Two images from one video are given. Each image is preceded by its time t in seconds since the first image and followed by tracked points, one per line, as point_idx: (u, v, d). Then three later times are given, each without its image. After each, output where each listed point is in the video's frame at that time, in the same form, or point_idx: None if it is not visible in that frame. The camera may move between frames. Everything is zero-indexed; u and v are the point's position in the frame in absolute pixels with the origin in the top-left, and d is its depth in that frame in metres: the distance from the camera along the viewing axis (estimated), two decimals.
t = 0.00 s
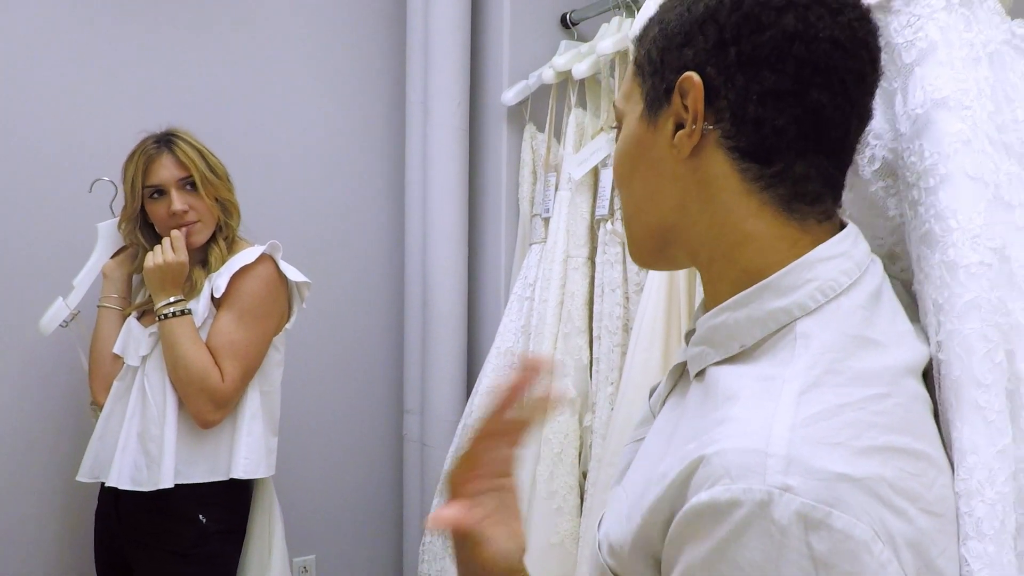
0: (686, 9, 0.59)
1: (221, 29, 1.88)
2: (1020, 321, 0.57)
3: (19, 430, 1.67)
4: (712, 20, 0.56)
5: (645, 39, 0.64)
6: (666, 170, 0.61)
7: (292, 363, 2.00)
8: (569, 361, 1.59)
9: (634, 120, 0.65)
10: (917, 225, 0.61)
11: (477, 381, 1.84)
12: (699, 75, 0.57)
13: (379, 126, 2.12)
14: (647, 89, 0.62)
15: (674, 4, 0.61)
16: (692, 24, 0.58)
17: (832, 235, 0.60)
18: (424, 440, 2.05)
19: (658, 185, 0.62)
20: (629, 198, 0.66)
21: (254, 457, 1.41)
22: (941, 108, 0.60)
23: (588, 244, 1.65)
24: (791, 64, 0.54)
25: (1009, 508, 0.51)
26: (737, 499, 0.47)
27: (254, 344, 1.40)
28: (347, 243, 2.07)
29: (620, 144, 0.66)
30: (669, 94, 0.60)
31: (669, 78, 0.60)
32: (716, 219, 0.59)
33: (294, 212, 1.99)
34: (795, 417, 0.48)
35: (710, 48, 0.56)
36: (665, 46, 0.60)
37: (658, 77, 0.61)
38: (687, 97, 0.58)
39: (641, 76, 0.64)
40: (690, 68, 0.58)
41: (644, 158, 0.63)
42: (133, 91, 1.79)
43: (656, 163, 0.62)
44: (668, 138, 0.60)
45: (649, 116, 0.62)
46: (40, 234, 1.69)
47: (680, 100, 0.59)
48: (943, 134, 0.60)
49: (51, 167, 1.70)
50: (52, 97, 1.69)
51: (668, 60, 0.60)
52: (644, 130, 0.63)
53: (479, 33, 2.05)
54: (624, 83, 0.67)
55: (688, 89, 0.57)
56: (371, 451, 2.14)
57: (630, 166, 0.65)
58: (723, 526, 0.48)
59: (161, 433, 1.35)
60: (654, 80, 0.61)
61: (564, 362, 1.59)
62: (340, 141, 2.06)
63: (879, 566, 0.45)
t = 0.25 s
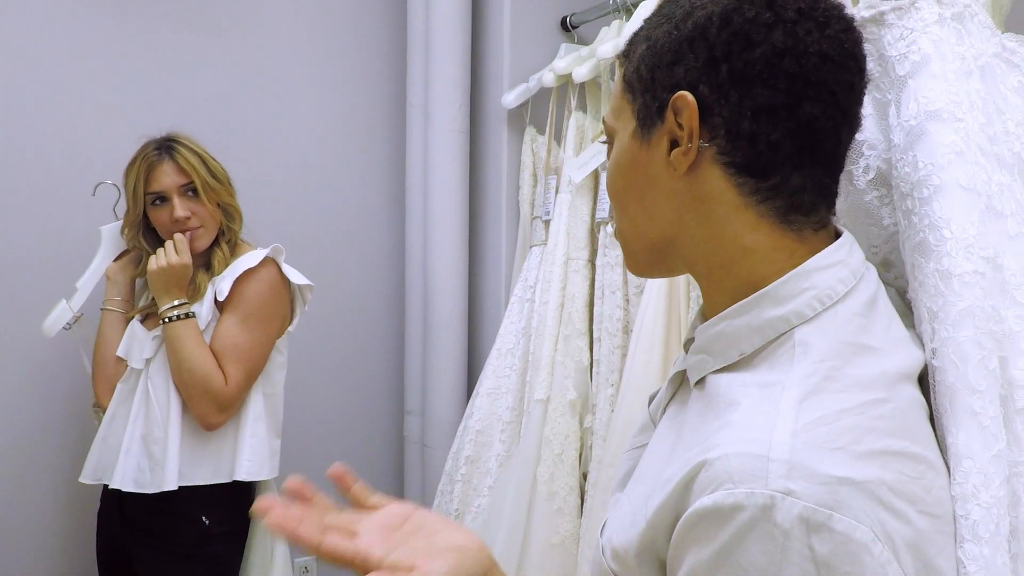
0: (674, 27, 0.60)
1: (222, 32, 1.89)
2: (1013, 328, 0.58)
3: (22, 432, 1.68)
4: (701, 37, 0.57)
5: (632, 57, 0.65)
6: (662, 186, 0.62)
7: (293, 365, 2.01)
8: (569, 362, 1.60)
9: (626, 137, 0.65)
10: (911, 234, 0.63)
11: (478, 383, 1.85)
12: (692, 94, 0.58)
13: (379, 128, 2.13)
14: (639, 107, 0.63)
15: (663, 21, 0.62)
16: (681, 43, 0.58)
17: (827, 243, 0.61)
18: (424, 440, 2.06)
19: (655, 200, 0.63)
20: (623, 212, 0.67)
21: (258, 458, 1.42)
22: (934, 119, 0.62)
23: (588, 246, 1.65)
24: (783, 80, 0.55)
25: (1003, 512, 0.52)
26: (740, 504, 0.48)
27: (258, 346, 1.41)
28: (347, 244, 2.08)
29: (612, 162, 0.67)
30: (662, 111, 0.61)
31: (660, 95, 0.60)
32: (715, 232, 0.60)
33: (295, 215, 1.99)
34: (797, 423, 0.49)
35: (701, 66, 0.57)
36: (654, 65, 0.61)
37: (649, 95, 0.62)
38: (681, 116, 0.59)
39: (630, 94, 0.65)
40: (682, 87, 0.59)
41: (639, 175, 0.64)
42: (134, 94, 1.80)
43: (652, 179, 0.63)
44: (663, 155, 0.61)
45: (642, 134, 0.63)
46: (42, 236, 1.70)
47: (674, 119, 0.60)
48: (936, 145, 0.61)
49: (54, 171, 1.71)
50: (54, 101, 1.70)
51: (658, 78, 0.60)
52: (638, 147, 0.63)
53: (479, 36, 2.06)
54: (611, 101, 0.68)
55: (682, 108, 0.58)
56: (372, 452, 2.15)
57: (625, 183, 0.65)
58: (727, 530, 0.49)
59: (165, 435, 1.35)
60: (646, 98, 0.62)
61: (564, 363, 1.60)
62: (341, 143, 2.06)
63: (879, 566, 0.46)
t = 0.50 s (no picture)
0: (679, 31, 0.60)
1: (223, 33, 1.90)
2: (1012, 329, 0.59)
3: (22, 433, 1.68)
4: (707, 41, 0.58)
5: (637, 61, 0.66)
6: (667, 189, 0.63)
7: (294, 365, 2.01)
8: (569, 363, 1.60)
9: (631, 140, 0.66)
10: (913, 236, 0.63)
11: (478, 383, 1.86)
12: (698, 95, 0.59)
13: (380, 128, 2.13)
14: (643, 109, 0.64)
15: (668, 25, 0.63)
16: (687, 46, 0.59)
17: (830, 245, 0.62)
18: (425, 440, 2.06)
19: (659, 203, 0.64)
20: (627, 215, 0.67)
21: (259, 459, 1.42)
22: (935, 122, 0.63)
23: (588, 247, 1.66)
24: (787, 82, 0.56)
25: (1003, 511, 0.53)
26: (745, 506, 0.49)
27: (260, 347, 1.41)
28: (348, 245, 2.09)
29: (617, 164, 0.67)
30: (667, 114, 0.61)
31: (665, 98, 0.61)
32: (719, 234, 0.61)
33: (296, 215, 2.00)
34: (800, 425, 0.49)
35: (707, 69, 0.58)
36: (659, 68, 0.62)
37: (654, 98, 0.62)
38: (687, 118, 0.59)
39: (634, 97, 0.65)
40: (688, 88, 0.59)
41: (644, 178, 0.64)
42: (135, 94, 1.80)
43: (657, 182, 0.63)
44: (668, 158, 0.62)
45: (646, 136, 0.63)
46: (43, 237, 1.70)
47: (679, 121, 0.60)
48: (937, 148, 0.62)
49: (55, 171, 1.71)
50: (55, 101, 1.71)
51: (664, 80, 0.61)
52: (642, 150, 0.64)
53: (479, 37, 2.06)
54: (616, 103, 0.69)
55: (688, 110, 0.59)
56: (372, 452, 2.15)
57: (629, 186, 0.66)
58: (731, 531, 0.50)
59: (167, 436, 1.36)
60: (651, 100, 0.63)
61: (565, 363, 1.60)
62: (341, 144, 2.07)
63: (882, 569, 0.47)
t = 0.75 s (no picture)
0: (681, 40, 0.61)
1: (222, 34, 1.90)
2: (1013, 336, 0.60)
3: (22, 434, 1.69)
4: (708, 49, 0.58)
5: (639, 69, 0.66)
6: (671, 196, 0.63)
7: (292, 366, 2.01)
8: (568, 364, 1.60)
9: (633, 149, 0.66)
10: (915, 243, 0.64)
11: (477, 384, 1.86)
12: (701, 103, 0.59)
13: (379, 130, 2.13)
14: (645, 119, 0.64)
15: (669, 34, 0.63)
16: (689, 55, 0.60)
17: (833, 251, 0.62)
18: (424, 442, 2.07)
19: (663, 210, 0.64)
20: (630, 223, 0.68)
21: (258, 461, 1.42)
22: (936, 130, 0.63)
23: (587, 249, 1.66)
24: (789, 90, 0.56)
25: (1005, 518, 0.53)
26: (752, 511, 0.49)
27: (258, 349, 1.41)
28: (347, 246, 2.09)
29: (620, 173, 0.68)
30: (669, 122, 0.61)
31: (667, 107, 0.61)
32: (724, 241, 0.61)
33: (295, 216, 2.00)
34: (807, 431, 0.50)
35: (709, 78, 0.58)
36: (661, 77, 0.62)
37: (656, 107, 0.63)
38: (690, 126, 0.60)
39: (636, 106, 0.66)
40: (690, 97, 0.60)
41: (648, 186, 0.65)
42: (134, 96, 1.80)
43: (660, 190, 0.64)
44: (671, 166, 0.62)
45: (648, 145, 0.64)
46: (41, 239, 1.70)
47: (682, 129, 0.60)
48: (939, 155, 0.62)
49: (54, 172, 1.71)
50: (54, 103, 1.71)
51: (666, 89, 0.61)
52: (645, 159, 0.64)
53: (478, 38, 2.07)
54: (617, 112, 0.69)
55: (690, 118, 0.59)
56: (371, 454, 2.15)
57: (632, 195, 0.66)
58: (738, 536, 0.50)
59: (165, 438, 1.36)
60: (653, 109, 0.63)
61: (564, 365, 1.60)
62: (340, 146, 2.07)
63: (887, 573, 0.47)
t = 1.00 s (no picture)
0: (680, 36, 0.60)
1: (218, 34, 1.90)
2: (1008, 334, 0.60)
3: (18, 434, 1.68)
4: (709, 46, 0.58)
5: (637, 67, 0.66)
6: (673, 194, 0.63)
7: (288, 366, 2.01)
8: (564, 364, 1.60)
9: (633, 147, 0.66)
10: (908, 243, 0.64)
11: (473, 384, 1.86)
12: (703, 100, 0.59)
13: (376, 129, 2.13)
14: (645, 116, 0.64)
15: (667, 31, 0.63)
16: (689, 52, 0.59)
17: (831, 249, 0.62)
18: (421, 441, 2.06)
19: (664, 209, 0.64)
20: (630, 222, 0.67)
21: (253, 462, 1.42)
22: (929, 129, 0.63)
23: (584, 248, 1.66)
24: (791, 86, 0.56)
25: (1001, 516, 0.53)
26: (753, 510, 0.49)
27: (252, 349, 1.41)
28: (344, 246, 2.09)
29: (619, 172, 0.67)
30: (671, 119, 0.61)
31: (668, 104, 0.61)
32: (725, 239, 0.61)
33: (291, 216, 2.00)
34: (806, 429, 0.50)
35: (710, 74, 0.58)
36: (661, 74, 0.62)
37: (655, 104, 0.62)
38: (692, 123, 0.59)
39: (635, 104, 0.66)
40: (692, 94, 0.59)
41: (649, 184, 0.64)
42: (130, 95, 1.80)
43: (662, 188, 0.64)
44: (674, 163, 0.62)
45: (649, 143, 0.64)
46: (37, 239, 1.70)
47: (684, 126, 0.60)
48: (932, 154, 0.62)
49: (49, 173, 1.71)
50: (49, 103, 1.70)
51: (666, 87, 0.61)
52: (646, 157, 0.64)
53: (475, 38, 2.06)
54: (616, 110, 0.69)
55: (693, 114, 0.59)
56: (368, 454, 2.15)
57: (633, 193, 0.66)
58: (740, 535, 0.50)
59: (159, 439, 1.36)
60: (653, 107, 0.62)
61: (560, 365, 1.60)
62: (337, 145, 2.07)
63: (889, 571, 0.47)
